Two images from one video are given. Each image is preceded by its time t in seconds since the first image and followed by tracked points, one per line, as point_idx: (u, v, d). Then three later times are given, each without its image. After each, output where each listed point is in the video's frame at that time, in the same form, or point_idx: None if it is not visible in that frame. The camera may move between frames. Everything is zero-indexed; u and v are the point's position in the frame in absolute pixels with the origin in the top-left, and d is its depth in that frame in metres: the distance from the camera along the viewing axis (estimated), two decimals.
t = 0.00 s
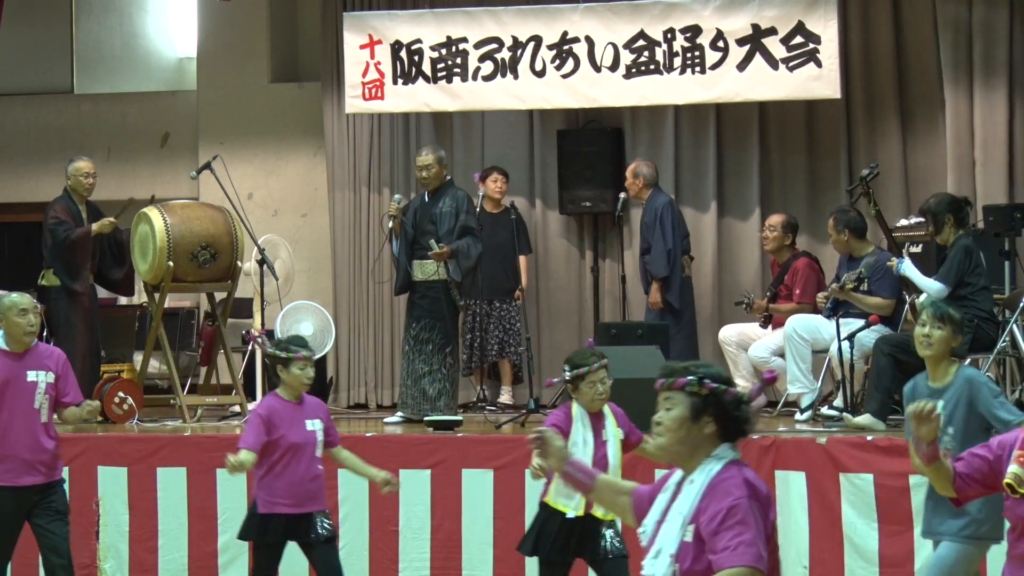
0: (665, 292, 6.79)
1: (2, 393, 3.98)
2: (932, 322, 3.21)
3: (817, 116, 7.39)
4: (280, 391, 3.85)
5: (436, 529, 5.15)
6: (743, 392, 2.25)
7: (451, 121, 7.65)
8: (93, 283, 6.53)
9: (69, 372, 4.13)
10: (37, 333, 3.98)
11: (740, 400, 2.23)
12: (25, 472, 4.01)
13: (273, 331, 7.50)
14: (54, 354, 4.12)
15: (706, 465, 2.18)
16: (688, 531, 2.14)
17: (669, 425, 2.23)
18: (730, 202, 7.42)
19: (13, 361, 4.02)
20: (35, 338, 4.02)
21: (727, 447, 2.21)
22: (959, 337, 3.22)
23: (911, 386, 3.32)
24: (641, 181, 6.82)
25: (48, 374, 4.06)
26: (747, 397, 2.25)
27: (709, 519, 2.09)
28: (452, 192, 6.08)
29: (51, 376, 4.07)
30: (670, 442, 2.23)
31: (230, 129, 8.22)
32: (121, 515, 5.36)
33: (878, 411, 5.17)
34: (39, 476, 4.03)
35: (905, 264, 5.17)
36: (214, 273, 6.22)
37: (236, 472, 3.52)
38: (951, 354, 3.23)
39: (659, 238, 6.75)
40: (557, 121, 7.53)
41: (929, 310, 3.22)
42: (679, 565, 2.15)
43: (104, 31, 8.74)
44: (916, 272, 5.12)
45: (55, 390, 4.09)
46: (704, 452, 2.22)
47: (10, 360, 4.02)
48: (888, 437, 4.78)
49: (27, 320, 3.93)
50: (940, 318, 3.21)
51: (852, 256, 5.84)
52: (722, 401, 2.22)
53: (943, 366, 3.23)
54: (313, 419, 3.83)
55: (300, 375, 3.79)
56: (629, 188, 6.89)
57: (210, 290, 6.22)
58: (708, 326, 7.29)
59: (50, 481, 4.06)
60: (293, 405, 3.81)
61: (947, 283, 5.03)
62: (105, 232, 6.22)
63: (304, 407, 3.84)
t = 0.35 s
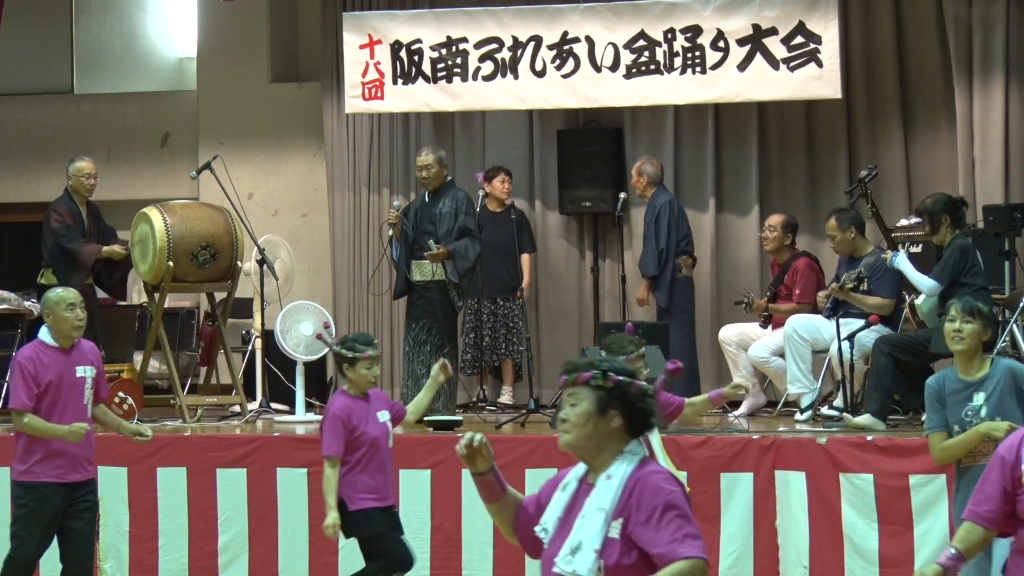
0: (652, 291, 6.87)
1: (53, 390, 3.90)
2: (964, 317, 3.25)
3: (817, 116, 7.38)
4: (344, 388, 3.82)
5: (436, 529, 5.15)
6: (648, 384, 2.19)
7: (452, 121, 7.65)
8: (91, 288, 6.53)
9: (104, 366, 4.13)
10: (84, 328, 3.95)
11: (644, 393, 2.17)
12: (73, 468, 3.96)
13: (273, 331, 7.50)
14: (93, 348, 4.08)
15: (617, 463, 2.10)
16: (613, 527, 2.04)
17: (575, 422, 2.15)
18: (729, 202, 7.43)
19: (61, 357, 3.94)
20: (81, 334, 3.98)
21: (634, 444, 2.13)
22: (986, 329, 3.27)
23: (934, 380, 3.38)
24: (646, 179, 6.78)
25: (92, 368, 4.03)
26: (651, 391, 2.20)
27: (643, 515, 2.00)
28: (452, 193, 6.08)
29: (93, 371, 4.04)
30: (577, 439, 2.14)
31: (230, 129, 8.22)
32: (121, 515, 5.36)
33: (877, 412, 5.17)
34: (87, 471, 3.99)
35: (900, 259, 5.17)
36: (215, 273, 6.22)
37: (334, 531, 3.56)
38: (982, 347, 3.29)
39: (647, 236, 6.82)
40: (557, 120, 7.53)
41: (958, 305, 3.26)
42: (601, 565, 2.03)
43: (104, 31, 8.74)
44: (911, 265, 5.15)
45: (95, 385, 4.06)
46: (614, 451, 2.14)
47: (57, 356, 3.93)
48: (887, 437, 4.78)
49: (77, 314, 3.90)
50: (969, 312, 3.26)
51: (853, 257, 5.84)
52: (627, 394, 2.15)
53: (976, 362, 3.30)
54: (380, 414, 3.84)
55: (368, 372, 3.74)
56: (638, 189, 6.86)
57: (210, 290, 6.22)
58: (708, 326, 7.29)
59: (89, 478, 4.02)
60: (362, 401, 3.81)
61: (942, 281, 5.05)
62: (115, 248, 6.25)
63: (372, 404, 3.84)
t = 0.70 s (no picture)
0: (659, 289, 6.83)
1: (72, 390, 3.86)
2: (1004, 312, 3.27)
3: (817, 116, 7.38)
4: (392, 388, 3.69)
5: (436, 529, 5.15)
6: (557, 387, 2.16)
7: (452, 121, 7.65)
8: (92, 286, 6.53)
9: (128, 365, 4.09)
10: (103, 327, 3.90)
11: (555, 397, 2.13)
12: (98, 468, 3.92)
13: (273, 331, 7.51)
14: (114, 347, 4.04)
15: (528, 467, 2.07)
16: (525, 530, 2.01)
17: (483, 428, 2.10)
18: (729, 201, 7.43)
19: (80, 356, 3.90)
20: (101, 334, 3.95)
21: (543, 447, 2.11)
22: None
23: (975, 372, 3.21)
24: (651, 178, 6.83)
25: (113, 367, 3.99)
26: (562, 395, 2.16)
27: (550, 516, 2.00)
28: (446, 193, 6.05)
29: (115, 368, 4.00)
30: (487, 445, 2.10)
31: (230, 130, 8.22)
32: (121, 515, 5.36)
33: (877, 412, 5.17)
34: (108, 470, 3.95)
35: (899, 259, 5.17)
36: (214, 273, 6.22)
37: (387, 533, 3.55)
38: None
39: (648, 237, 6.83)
40: (557, 120, 7.53)
41: (997, 299, 3.29)
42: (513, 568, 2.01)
43: (104, 32, 8.74)
44: (910, 266, 5.13)
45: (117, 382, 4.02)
46: (525, 455, 2.11)
47: (74, 355, 3.89)
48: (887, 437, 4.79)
49: (94, 314, 3.86)
50: (1008, 306, 3.28)
51: (854, 257, 5.84)
52: (536, 399, 2.11)
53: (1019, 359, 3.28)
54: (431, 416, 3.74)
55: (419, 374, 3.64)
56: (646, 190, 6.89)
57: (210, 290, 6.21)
58: (708, 327, 7.29)
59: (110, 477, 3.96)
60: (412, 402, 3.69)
61: (942, 279, 5.05)
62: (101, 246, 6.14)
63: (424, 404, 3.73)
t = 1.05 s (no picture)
0: (649, 283, 6.87)
1: (80, 390, 3.87)
2: None
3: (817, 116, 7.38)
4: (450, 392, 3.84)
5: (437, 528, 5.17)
6: (428, 399, 2.22)
7: (452, 121, 7.65)
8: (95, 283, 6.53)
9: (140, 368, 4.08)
10: (108, 327, 3.91)
11: (425, 409, 2.19)
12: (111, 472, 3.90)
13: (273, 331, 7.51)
14: (125, 349, 4.04)
15: (391, 469, 2.15)
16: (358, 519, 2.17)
17: (351, 435, 2.17)
18: (729, 201, 7.43)
19: (87, 359, 3.91)
20: (107, 335, 3.94)
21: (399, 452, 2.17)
22: None
23: None
24: (649, 178, 6.83)
25: (123, 370, 3.98)
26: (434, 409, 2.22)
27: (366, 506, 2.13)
28: (431, 193, 6.06)
29: (125, 371, 4.00)
30: (353, 452, 2.17)
31: (230, 129, 8.22)
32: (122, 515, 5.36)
33: (877, 412, 5.17)
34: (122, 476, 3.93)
35: (902, 257, 5.18)
36: (215, 273, 6.22)
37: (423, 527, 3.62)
38: None
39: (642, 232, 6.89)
40: (557, 120, 7.53)
41: None
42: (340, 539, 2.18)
43: (104, 32, 8.74)
44: (913, 262, 5.15)
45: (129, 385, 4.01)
46: (387, 461, 2.17)
47: (82, 357, 3.91)
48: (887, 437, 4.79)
49: (97, 314, 3.86)
50: None
51: (854, 257, 5.83)
52: (405, 410, 2.17)
53: None
54: (488, 420, 3.80)
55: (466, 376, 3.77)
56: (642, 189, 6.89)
57: (210, 290, 6.22)
58: (708, 327, 7.29)
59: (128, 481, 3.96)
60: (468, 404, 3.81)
61: (943, 278, 5.06)
62: (109, 233, 6.05)
63: (479, 407, 3.82)
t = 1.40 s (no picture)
0: (644, 286, 6.86)
1: (84, 389, 3.89)
2: None
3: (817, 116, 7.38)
4: (489, 388, 3.79)
5: (437, 528, 5.18)
6: (315, 395, 2.26)
7: (452, 120, 7.65)
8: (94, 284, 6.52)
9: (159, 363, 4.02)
10: (111, 322, 3.88)
11: (309, 404, 2.24)
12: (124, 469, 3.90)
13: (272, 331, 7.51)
14: (139, 345, 3.99)
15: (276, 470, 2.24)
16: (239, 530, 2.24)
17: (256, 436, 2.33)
18: (729, 201, 7.43)
19: (95, 358, 3.92)
20: (114, 330, 3.93)
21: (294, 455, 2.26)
22: None
23: None
24: (640, 179, 6.83)
25: (134, 367, 3.94)
26: (321, 407, 2.25)
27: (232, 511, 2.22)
28: (418, 192, 5.97)
29: (138, 368, 3.95)
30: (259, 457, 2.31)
31: (230, 130, 8.22)
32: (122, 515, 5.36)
33: (877, 412, 5.17)
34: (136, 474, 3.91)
35: (902, 256, 5.18)
36: (215, 273, 6.22)
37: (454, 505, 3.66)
38: None
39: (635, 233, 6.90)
40: (557, 120, 7.52)
41: None
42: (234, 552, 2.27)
43: (104, 32, 8.74)
44: (913, 262, 5.15)
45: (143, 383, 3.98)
46: (286, 458, 2.27)
47: (90, 356, 3.93)
48: (886, 437, 4.79)
49: (99, 313, 3.85)
50: None
51: (854, 257, 5.83)
52: (284, 407, 2.26)
53: None
54: (515, 414, 3.68)
55: (488, 371, 3.69)
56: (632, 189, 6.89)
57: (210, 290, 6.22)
58: (707, 327, 7.30)
59: (144, 479, 3.93)
60: (500, 398, 3.73)
61: (943, 276, 5.06)
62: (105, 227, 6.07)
63: (509, 400, 3.71)
